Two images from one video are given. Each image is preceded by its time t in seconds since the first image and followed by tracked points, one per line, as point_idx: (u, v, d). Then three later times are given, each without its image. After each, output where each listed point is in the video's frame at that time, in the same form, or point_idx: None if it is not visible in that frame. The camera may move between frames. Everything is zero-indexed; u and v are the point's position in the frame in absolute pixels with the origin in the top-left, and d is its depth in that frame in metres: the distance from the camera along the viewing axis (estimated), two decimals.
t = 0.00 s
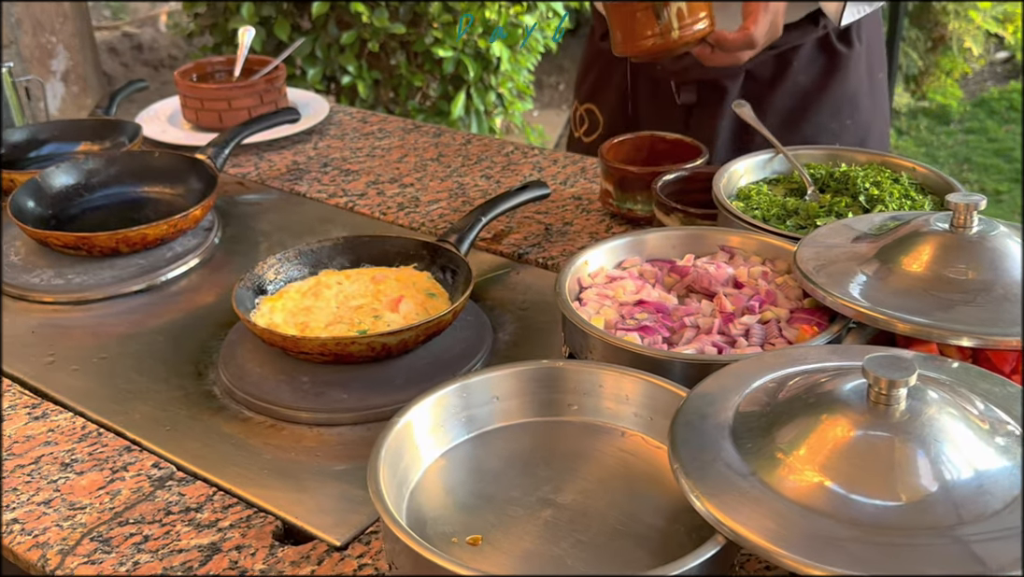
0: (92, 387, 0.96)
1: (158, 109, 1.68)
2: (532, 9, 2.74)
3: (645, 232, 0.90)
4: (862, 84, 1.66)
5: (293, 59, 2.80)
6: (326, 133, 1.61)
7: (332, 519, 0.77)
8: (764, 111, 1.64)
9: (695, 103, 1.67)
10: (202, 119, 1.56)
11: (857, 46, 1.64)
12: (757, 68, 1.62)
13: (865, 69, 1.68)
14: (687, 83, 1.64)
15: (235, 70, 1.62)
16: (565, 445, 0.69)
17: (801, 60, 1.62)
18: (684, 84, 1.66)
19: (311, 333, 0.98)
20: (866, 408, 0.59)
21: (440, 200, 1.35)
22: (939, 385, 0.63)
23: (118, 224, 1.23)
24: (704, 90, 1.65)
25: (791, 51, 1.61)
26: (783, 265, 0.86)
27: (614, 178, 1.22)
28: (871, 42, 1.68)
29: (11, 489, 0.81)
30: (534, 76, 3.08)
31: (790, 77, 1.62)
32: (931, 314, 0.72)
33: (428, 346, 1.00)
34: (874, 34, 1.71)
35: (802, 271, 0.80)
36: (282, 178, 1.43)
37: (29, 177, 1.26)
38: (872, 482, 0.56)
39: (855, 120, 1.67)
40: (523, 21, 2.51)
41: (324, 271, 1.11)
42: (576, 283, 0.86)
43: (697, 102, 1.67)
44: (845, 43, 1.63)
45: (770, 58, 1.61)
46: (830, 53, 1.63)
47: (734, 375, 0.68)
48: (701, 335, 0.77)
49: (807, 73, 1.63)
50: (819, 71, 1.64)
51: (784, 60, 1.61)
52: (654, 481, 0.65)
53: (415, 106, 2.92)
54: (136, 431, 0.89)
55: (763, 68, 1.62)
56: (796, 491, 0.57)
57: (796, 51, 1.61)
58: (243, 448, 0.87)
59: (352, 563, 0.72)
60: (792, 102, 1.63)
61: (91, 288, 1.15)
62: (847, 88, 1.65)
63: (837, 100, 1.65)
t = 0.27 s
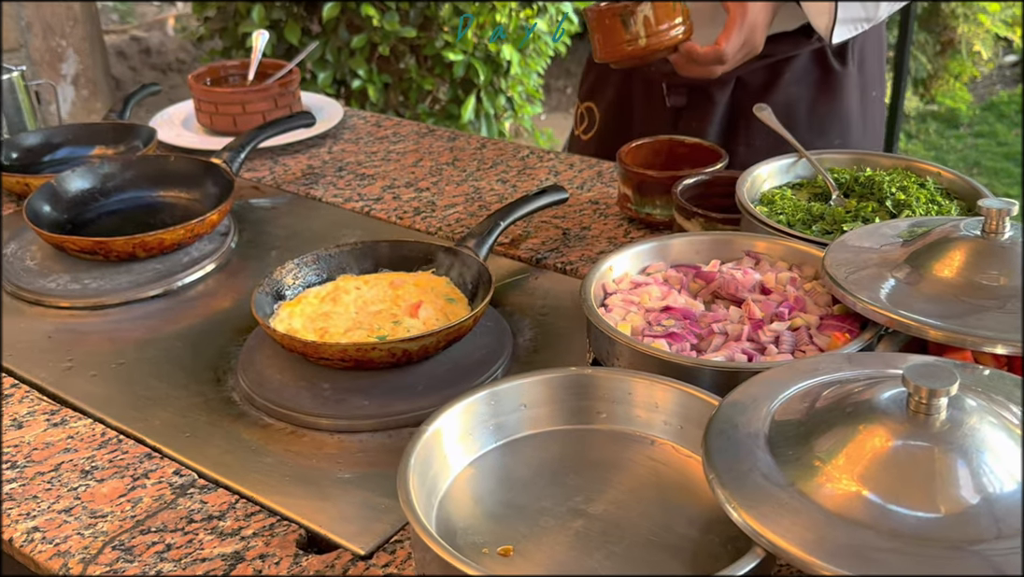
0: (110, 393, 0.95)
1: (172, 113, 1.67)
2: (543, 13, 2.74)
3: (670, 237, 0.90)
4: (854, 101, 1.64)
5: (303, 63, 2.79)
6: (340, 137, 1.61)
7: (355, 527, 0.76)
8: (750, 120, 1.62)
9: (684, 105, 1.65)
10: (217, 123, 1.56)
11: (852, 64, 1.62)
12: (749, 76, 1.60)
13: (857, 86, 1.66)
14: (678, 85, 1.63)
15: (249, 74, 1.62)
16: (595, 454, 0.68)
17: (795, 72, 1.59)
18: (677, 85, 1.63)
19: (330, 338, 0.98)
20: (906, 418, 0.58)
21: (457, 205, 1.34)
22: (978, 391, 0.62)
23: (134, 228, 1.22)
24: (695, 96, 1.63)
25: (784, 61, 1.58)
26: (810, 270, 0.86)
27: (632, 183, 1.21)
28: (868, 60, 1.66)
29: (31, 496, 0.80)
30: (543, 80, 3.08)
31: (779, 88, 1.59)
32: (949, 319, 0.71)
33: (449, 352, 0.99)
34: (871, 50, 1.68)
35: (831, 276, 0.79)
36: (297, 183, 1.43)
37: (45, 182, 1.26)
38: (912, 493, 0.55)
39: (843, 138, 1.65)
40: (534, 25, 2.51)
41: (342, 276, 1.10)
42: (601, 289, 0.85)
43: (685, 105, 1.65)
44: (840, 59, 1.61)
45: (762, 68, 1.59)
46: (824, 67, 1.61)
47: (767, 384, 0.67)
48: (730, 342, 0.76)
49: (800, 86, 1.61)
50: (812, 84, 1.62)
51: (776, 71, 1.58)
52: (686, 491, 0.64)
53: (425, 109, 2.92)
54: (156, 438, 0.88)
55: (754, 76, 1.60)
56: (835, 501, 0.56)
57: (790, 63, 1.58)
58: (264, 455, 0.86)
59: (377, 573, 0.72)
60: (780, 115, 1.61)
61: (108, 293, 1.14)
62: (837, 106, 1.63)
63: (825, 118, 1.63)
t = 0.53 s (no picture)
0: (124, 398, 0.95)
1: (182, 116, 1.67)
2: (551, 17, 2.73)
3: (687, 242, 0.89)
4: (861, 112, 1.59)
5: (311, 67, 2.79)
6: (351, 141, 1.61)
7: (372, 533, 0.75)
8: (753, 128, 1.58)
9: (688, 108, 1.60)
10: (227, 127, 1.56)
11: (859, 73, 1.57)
12: (754, 83, 1.55)
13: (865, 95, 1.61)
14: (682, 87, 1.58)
15: (259, 78, 1.62)
16: (617, 461, 0.67)
17: (800, 80, 1.54)
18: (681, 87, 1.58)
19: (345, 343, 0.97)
20: (932, 424, 0.57)
21: (468, 209, 1.34)
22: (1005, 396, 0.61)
23: (146, 232, 1.22)
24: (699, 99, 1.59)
25: (790, 69, 1.53)
26: (828, 275, 0.85)
27: (645, 187, 1.21)
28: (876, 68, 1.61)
29: (46, 502, 0.80)
30: (550, 83, 3.08)
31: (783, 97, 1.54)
32: (970, 324, 0.70)
33: (463, 356, 0.99)
34: (880, 58, 1.63)
35: (851, 281, 0.79)
36: (308, 187, 1.43)
37: (57, 186, 1.26)
38: (939, 500, 0.54)
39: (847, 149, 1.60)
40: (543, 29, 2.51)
41: (355, 280, 1.10)
42: (618, 294, 0.85)
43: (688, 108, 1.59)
44: (847, 68, 1.56)
45: (766, 74, 1.54)
46: (831, 74, 1.56)
47: (789, 391, 0.66)
48: (750, 348, 0.76)
49: (805, 95, 1.56)
50: (818, 92, 1.57)
51: (781, 77, 1.53)
52: (709, 498, 0.64)
53: (432, 112, 2.92)
54: (171, 443, 0.88)
55: (760, 82, 1.55)
56: (860, 509, 0.55)
57: (796, 70, 1.53)
58: (280, 460, 0.86)
59: None
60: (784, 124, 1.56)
61: (120, 297, 1.14)
62: (843, 115, 1.58)
63: (830, 127, 1.59)
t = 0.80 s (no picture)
0: (136, 401, 0.95)
1: (191, 120, 1.68)
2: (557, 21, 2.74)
3: (699, 246, 0.90)
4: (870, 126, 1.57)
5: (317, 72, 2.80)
6: (359, 145, 1.62)
7: (385, 537, 0.75)
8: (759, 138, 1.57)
9: (697, 114, 1.58)
10: (235, 131, 1.56)
11: (870, 87, 1.56)
12: (763, 93, 1.53)
13: (876, 109, 1.59)
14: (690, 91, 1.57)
15: (267, 82, 1.62)
16: (632, 464, 0.67)
17: (809, 93, 1.53)
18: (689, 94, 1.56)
19: (355, 347, 0.97)
20: (948, 428, 0.57)
21: (477, 213, 1.34)
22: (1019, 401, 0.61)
23: (156, 236, 1.22)
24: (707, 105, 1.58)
25: (798, 82, 1.52)
26: (840, 279, 0.85)
27: (654, 191, 1.21)
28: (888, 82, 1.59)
29: (59, 505, 0.80)
30: (556, 87, 3.08)
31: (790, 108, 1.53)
32: (985, 327, 0.70)
33: (474, 360, 0.99)
34: (894, 72, 1.61)
35: (864, 285, 0.79)
36: (317, 191, 1.43)
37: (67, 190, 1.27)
38: (956, 503, 0.54)
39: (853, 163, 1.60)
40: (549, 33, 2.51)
41: (365, 284, 1.10)
42: (630, 298, 0.85)
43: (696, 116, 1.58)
44: (858, 83, 1.54)
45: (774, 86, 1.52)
46: (840, 88, 1.54)
47: (804, 395, 0.66)
48: (763, 351, 0.76)
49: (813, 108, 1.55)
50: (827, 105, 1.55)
51: (789, 90, 1.52)
52: (724, 502, 0.63)
53: (438, 116, 2.92)
54: (183, 447, 0.88)
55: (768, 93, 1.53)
56: (877, 512, 0.55)
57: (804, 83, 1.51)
58: (292, 464, 0.86)
59: None
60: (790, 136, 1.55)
61: (130, 301, 1.14)
62: (851, 129, 1.57)
63: (837, 141, 1.57)
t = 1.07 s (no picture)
0: (141, 406, 0.95)
1: (194, 125, 1.68)
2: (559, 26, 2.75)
3: (704, 250, 0.90)
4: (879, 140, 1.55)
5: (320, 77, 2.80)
6: (362, 150, 1.62)
7: (390, 541, 0.75)
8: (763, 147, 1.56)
9: (705, 121, 1.58)
10: (239, 135, 1.56)
11: (879, 101, 1.53)
12: (768, 104, 1.52)
13: (886, 122, 1.57)
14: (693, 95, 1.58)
15: (271, 87, 1.63)
16: (638, 468, 0.67)
17: (815, 105, 1.52)
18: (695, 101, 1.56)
19: (360, 351, 0.97)
20: (954, 431, 0.57)
21: (481, 217, 1.34)
22: None
23: (160, 240, 1.22)
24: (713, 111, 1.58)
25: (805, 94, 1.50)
26: (845, 283, 0.85)
27: (657, 195, 1.21)
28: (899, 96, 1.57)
29: (64, 510, 0.80)
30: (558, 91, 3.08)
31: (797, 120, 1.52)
32: (991, 331, 0.70)
33: (478, 364, 0.99)
34: (905, 85, 1.59)
35: (869, 290, 0.79)
36: (321, 195, 1.44)
37: (71, 195, 1.27)
38: (963, 506, 0.54)
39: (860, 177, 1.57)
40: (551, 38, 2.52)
41: (369, 288, 1.10)
42: (635, 301, 0.85)
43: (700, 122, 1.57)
44: (866, 96, 1.52)
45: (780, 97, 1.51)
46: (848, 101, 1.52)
47: (810, 399, 0.66)
48: (768, 355, 0.76)
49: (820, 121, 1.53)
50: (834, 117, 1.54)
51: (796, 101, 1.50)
52: (730, 505, 0.63)
53: (441, 121, 2.93)
54: (188, 451, 0.88)
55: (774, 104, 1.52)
56: (883, 516, 0.55)
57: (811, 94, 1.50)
58: (296, 468, 0.86)
59: None
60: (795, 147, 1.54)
61: (135, 305, 1.14)
62: (858, 144, 1.55)
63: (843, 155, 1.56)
